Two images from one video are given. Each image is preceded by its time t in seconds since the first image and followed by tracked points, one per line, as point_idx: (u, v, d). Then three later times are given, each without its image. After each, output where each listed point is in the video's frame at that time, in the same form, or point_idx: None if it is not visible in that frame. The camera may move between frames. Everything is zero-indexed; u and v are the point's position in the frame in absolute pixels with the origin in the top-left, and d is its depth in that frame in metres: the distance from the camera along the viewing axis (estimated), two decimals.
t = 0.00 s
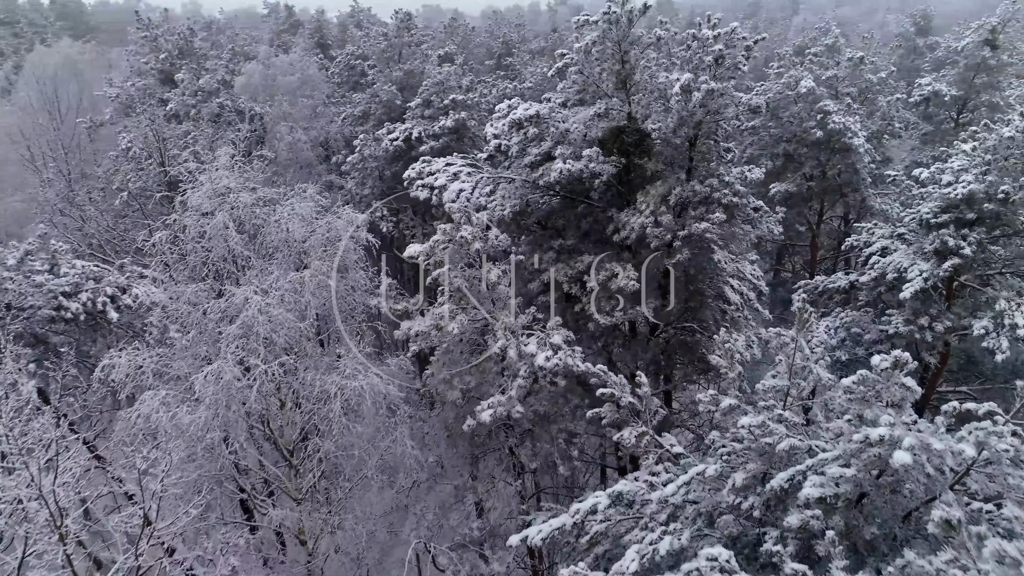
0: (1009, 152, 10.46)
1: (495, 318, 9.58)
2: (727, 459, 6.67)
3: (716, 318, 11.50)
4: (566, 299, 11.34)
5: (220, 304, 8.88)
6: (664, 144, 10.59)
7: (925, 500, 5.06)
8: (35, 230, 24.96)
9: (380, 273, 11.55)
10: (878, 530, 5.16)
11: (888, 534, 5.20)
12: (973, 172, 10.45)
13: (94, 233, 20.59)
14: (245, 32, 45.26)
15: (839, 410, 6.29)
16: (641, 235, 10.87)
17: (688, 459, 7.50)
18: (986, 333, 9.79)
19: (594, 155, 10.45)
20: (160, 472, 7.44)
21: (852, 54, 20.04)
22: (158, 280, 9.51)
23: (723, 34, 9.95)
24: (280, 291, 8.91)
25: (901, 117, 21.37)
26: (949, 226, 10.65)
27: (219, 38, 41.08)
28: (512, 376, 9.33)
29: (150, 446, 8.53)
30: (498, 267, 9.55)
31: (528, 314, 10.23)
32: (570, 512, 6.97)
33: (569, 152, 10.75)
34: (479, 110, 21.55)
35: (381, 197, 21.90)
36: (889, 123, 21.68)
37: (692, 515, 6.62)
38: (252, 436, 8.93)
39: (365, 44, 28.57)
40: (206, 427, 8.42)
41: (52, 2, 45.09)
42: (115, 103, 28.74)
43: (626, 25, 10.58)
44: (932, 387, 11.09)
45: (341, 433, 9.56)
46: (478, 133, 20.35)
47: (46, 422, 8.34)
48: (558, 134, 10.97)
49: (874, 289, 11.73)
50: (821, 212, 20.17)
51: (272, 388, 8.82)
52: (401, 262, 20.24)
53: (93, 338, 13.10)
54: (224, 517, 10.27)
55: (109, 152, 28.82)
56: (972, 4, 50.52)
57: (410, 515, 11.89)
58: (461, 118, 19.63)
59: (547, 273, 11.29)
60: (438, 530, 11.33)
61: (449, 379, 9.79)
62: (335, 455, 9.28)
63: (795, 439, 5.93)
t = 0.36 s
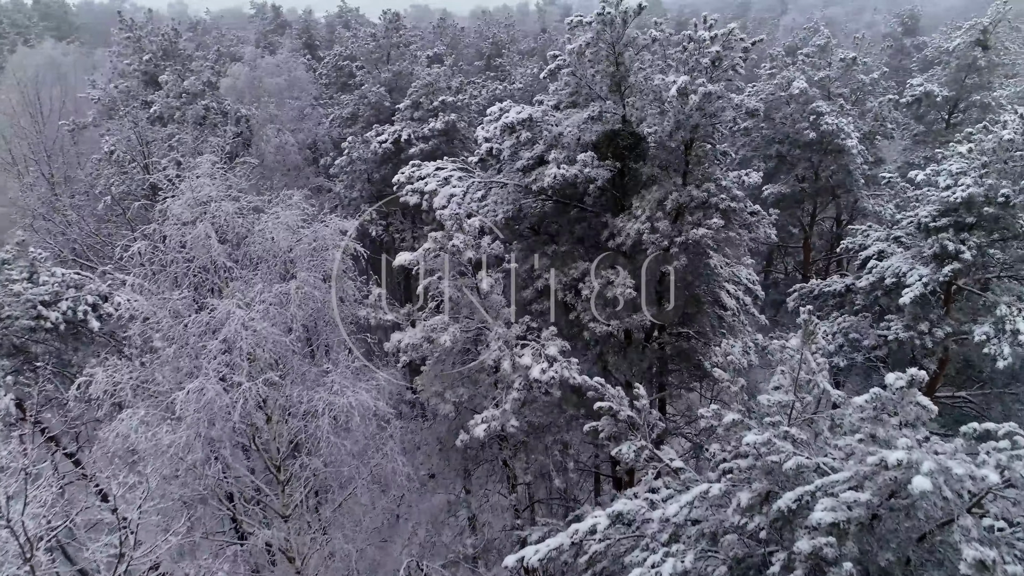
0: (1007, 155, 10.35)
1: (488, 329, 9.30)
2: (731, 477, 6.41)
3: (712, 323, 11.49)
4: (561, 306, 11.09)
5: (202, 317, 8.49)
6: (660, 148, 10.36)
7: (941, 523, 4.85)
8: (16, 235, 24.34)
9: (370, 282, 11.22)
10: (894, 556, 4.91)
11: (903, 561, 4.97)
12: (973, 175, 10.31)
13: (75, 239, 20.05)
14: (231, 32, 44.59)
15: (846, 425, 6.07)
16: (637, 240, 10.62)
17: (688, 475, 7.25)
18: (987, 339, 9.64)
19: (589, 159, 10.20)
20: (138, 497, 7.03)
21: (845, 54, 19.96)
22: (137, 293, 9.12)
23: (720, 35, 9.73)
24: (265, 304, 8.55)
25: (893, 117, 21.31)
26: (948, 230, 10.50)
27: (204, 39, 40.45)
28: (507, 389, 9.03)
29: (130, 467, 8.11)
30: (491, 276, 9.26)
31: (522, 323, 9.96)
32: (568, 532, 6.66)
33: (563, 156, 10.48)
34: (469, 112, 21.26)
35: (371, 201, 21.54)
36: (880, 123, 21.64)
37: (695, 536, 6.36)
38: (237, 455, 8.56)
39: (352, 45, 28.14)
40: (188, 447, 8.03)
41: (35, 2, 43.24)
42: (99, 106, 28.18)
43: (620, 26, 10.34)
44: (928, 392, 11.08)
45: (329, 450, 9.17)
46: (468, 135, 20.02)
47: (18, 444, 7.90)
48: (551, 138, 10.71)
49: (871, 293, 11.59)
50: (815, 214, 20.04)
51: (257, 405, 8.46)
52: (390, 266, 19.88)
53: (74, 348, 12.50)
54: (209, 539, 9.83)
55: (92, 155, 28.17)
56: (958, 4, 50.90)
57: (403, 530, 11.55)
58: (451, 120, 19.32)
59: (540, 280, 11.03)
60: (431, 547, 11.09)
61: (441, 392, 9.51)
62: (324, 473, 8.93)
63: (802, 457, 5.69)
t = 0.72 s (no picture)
0: (1007, 158, 10.22)
1: (482, 339, 8.99)
2: (737, 496, 6.16)
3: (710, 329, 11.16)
4: (556, 313, 10.81)
5: (182, 331, 8.10)
6: (657, 152, 10.12)
7: (960, 549, 4.63)
8: None
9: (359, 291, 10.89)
10: None
11: None
12: (973, 179, 10.17)
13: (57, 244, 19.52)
14: (218, 32, 44.00)
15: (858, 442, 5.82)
16: (633, 246, 10.36)
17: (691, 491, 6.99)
18: (990, 345, 9.49)
19: (584, 164, 9.93)
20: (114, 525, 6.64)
21: (837, 55, 19.86)
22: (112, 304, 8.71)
23: (717, 36, 9.50)
24: (249, 316, 8.18)
25: (885, 118, 21.24)
26: (948, 234, 10.36)
27: (191, 40, 39.85)
28: (501, 401, 8.73)
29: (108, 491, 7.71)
30: (484, 285, 8.95)
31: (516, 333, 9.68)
32: (567, 554, 6.36)
33: (558, 160, 10.20)
34: (460, 113, 20.96)
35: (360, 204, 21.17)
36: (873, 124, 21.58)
37: (700, 558, 6.09)
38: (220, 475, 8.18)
39: (341, 45, 27.72)
40: (169, 468, 7.66)
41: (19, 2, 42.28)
42: (83, 108, 27.60)
43: (615, 26, 10.06)
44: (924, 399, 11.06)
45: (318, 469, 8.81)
46: (459, 136, 19.70)
47: None
48: (545, 141, 10.44)
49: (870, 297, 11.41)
50: (809, 215, 19.90)
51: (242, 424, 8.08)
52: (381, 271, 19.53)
53: (55, 358, 12.00)
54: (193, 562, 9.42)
55: (76, 156, 27.59)
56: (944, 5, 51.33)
57: (395, 544, 11.22)
58: (442, 122, 19.02)
59: (534, 287, 10.75)
60: (424, 564, 10.75)
61: (433, 405, 9.21)
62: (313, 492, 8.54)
63: (812, 476, 5.45)
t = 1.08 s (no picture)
0: (1013, 161, 10.05)
1: (480, 349, 8.75)
2: (747, 516, 5.92)
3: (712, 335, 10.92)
4: (555, 321, 10.59)
5: (168, 344, 7.79)
6: (658, 155, 9.89)
7: None
8: None
9: (353, 299, 10.61)
10: None
11: None
12: (980, 182, 9.98)
13: (45, 248, 19.12)
14: (210, 33, 43.52)
15: (873, 459, 5.60)
16: (634, 251, 10.12)
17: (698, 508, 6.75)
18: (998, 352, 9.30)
19: (584, 168, 9.68)
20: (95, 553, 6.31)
21: (836, 55, 19.68)
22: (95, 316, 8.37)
23: (720, 37, 9.27)
24: (239, 328, 7.89)
25: (883, 118, 21.09)
26: (955, 238, 10.17)
27: (183, 40, 39.42)
28: (500, 413, 8.47)
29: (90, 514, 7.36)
30: (482, 293, 8.68)
31: (515, 341, 9.44)
32: None
33: (557, 164, 9.95)
34: (455, 115, 20.68)
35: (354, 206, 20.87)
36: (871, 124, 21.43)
37: None
38: (209, 493, 7.89)
39: (334, 46, 27.38)
40: (155, 487, 7.35)
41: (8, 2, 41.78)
42: (73, 109, 27.16)
43: (615, 27, 9.82)
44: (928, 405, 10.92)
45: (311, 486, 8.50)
46: (454, 138, 19.43)
47: None
48: (543, 144, 10.20)
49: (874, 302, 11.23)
50: (808, 217, 19.72)
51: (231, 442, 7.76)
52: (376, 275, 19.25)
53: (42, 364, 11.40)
54: None
55: (66, 158, 27.11)
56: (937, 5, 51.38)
57: (391, 560, 10.91)
58: (436, 123, 18.74)
59: (533, 294, 10.51)
60: None
61: (430, 417, 8.96)
62: (306, 509, 8.26)
63: (827, 497, 5.23)
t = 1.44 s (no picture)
0: None
1: (480, 359, 8.52)
2: (760, 535, 5.71)
3: (715, 342, 10.70)
4: (557, 327, 10.37)
5: (157, 357, 7.54)
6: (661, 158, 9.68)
7: None
8: None
9: (349, 307, 10.39)
10: None
11: None
12: (988, 185, 9.79)
13: (35, 253, 18.78)
14: (205, 33, 43.13)
15: (891, 476, 5.39)
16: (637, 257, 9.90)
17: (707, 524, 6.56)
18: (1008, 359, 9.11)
19: (587, 172, 9.46)
20: None
21: (836, 55, 19.50)
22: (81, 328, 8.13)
23: (726, 37, 9.06)
24: (231, 339, 7.65)
25: (883, 118, 20.93)
26: (963, 242, 9.98)
27: (177, 40, 39.06)
28: (501, 425, 8.24)
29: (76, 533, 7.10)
30: (483, 302, 8.47)
31: (516, 350, 9.22)
32: None
33: (558, 168, 9.73)
34: (452, 116, 20.43)
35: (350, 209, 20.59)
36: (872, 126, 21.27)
37: None
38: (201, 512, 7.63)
39: (330, 46, 27.07)
40: (144, 507, 7.10)
41: None
42: (64, 110, 26.76)
43: (617, 27, 9.58)
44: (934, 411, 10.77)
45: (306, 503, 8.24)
46: (451, 139, 19.18)
47: None
48: (544, 147, 9.98)
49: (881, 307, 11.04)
50: (808, 219, 19.50)
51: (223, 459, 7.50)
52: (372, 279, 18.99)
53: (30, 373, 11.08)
54: None
55: (58, 159, 26.74)
56: (934, 6, 51.38)
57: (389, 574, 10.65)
58: (434, 125, 18.49)
59: (534, 300, 10.29)
60: None
61: (429, 429, 8.72)
62: (302, 526, 8.01)
63: (843, 516, 5.03)
